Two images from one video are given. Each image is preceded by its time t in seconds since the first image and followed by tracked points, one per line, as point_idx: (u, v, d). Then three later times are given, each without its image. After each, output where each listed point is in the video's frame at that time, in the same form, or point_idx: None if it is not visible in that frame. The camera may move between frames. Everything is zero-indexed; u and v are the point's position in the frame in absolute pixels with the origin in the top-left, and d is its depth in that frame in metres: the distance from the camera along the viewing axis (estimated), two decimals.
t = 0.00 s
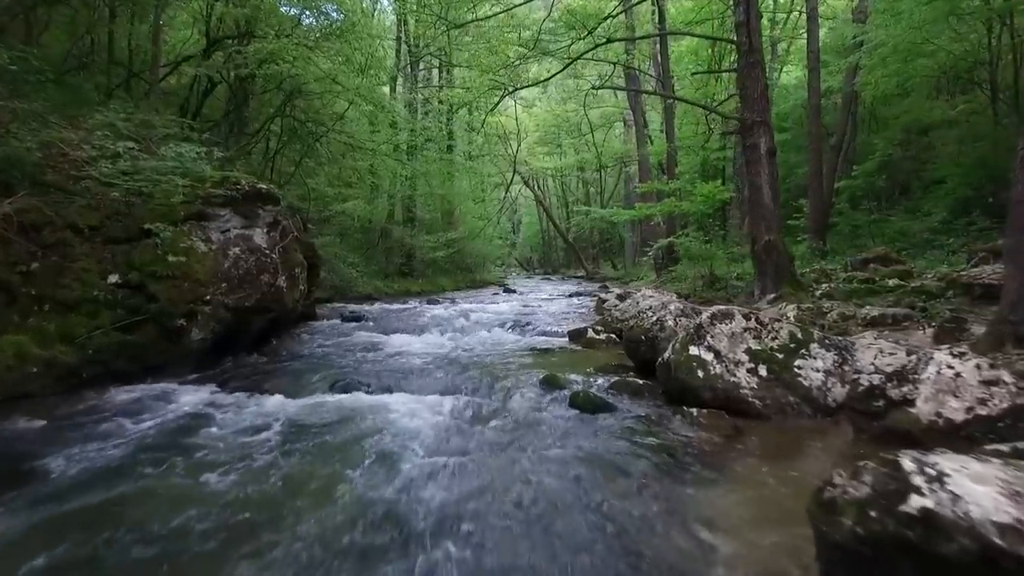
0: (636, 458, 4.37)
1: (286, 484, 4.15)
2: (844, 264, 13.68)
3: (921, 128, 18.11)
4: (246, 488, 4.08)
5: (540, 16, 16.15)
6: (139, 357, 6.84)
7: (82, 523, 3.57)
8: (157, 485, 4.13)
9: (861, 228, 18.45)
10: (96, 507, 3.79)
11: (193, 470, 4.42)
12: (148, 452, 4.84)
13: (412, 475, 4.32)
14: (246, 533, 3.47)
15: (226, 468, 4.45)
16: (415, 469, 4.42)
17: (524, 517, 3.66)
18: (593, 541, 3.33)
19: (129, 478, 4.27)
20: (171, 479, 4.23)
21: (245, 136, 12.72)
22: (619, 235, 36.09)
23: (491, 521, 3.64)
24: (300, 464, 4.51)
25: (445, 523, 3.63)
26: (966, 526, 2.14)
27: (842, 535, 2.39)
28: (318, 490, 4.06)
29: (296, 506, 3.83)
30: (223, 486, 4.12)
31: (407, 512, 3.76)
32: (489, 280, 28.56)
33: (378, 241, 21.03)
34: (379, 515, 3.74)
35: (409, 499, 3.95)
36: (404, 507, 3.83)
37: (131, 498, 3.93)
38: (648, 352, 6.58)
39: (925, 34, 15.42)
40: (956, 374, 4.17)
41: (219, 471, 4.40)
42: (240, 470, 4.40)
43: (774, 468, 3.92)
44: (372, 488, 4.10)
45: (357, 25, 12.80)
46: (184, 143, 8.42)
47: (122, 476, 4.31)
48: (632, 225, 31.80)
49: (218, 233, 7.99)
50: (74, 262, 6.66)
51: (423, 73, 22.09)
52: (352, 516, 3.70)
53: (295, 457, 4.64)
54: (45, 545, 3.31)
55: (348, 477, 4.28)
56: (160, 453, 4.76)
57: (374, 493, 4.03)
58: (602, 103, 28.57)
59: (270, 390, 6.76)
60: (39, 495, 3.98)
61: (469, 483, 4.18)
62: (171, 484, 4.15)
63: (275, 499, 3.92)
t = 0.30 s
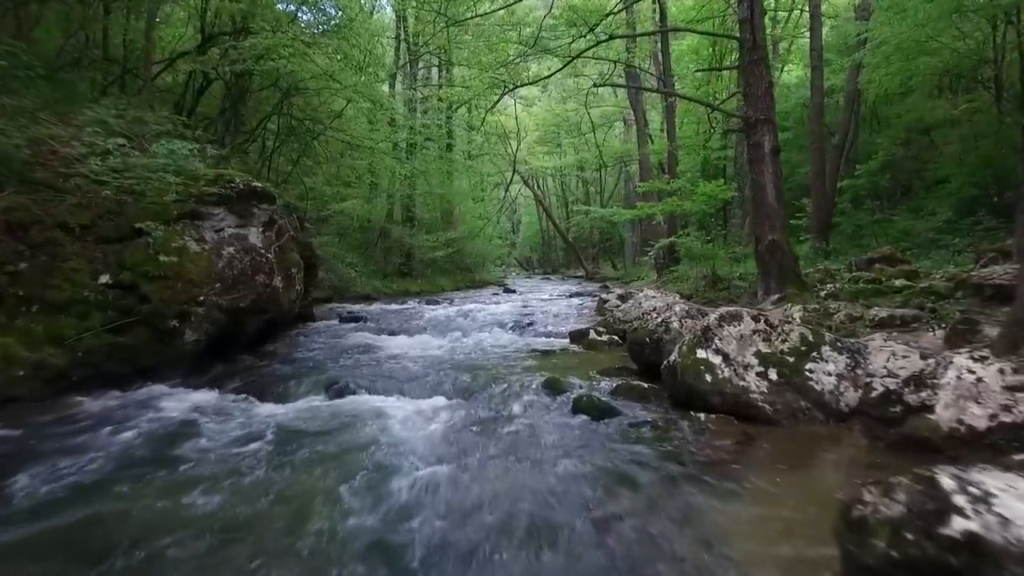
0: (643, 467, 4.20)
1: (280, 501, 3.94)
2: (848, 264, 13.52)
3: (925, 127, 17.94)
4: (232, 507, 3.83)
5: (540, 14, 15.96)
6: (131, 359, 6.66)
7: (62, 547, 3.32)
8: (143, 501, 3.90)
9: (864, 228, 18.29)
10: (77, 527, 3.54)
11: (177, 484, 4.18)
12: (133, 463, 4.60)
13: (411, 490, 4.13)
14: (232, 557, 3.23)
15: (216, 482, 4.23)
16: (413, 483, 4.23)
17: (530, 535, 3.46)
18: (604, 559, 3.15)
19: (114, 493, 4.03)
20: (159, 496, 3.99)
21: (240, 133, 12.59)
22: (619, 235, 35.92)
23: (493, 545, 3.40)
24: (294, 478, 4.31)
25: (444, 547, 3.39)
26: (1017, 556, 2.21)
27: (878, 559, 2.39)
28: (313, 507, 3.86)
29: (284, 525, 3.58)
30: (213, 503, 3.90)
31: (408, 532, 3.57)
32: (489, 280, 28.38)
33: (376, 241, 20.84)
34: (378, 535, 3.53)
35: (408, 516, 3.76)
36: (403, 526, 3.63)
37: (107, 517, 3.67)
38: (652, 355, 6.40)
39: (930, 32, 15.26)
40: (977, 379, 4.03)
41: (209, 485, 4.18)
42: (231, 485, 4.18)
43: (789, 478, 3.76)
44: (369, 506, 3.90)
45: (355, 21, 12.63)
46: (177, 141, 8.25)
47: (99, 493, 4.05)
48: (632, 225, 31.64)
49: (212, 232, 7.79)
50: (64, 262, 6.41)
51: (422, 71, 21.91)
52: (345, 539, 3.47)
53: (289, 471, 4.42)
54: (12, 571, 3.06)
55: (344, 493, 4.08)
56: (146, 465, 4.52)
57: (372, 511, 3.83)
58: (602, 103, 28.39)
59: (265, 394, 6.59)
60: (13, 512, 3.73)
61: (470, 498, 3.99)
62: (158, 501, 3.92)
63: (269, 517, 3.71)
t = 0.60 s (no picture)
0: (651, 474, 4.04)
1: (272, 511, 3.73)
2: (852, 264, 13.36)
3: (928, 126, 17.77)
4: (218, 520, 3.61)
5: (541, 11, 15.78)
6: (122, 361, 6.48)
7: (41, 567, 3.08)
8: (124, 513, 3.67)
9: (867, 227, 18.14)
10: (59, 544, 3.30)
11: (160, 495, 3.95)
12: (119, 472, 4.38)
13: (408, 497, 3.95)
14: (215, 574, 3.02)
15: (205, 492, 4.02)
16: (412, 490, 4.04)
17: (536, 546, 3.28)
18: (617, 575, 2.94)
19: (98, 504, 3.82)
20: (145, 507, 3.77)
21: (237, 130, 12.42)
22: (619, 234, 35.76)
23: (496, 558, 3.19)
24: (287, 486, 4.11)
25: (444, 562, 3.18)
26: None
27: None
28: (307, 516, 3.66)
29: (273, 540, 3.37)
30: (200, 515, 3.68)
31: (407, 542, 3.39)
32: (488, 280, 28.20)
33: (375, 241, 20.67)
34: (377, 546, 3.34)
35: (405, 526, 3.57)
36: (403, 537, 3.44)
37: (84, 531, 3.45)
38: (657, 357, 6.24)
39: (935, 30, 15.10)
40: (999, 384, 3.94)
41: (199, 495, 3.97)
42: (222, 494, 3.98)
43: (803, 487, 3.60)
44: (366, 514, 3.71)
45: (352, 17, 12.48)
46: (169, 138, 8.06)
47: (78, 504, 3.82)
48: (632, 225, 31.48)
49: (206, 231, 7.61)
50: (53, 262, 6.15)
51: (421, 70, 21.73)
52: (337, 554, 3.25)
53: (282, 478, 4.23)
54: None
55: (340, 501, 3.88)
56: (132, 474, 4.30)
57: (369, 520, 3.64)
58: (602, 102, 28.20)
59: (260, 397, 6.43)
60: None
61: (471, 506, 3.81)
62: (145, 513, 3.70)
63: (259, 530, 3.49)
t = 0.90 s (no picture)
0: (660, 484, 3.88)
1: (267, 526, 3.53)
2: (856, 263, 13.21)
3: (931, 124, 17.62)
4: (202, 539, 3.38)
5: (541, 8, 15.62)
6: (113, 364, 6.31)
7: None
8: (101, 532, 3.45)
9: (869, 226, 18.00)
10: (36, 568, 3.08)
11: (143, 511, 3.73)
12: (101, 485, 4.17)
13: (407, 507, 3.78)
14: None
15: (195, 504, 3.83)
16: (410, 501, 3.85)
17: (542, 566, 3.08)
18: None
19: (79, 520, 3.61)
20: (131, 523, 3.57)
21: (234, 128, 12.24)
22: (619, 234, 35.60)
23: None
24: (282, 498, 3.92)
25: None
26: None
27: None
28: (300, 531, 3.49)
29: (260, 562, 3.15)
30: (183, 533, 3.45)
31: (406, 558, 3.21)
32: (487, 280, 28.02)
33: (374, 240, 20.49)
34: (378, 564, 3.15)
35: (401, 543, 3.35)
36: (403, 552, 3.26)
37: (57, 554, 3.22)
38: (662, 360, 6.08)
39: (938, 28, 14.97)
40: None
41: (189, 508, 3.78)
42: (213, 506, 3.78)
43: (819, 498, 3.46)
44: (364, 527, 3.53)
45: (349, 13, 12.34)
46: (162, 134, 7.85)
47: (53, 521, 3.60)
48: (633, 224, 31.33)
49: (199, 230, 7.43)
50: (41, 261, 6.02)
51: (420, 68, 21.58)
52: None
53: (275, 489, 4.04)
54: None
55: (336, 513, 3.70)
56: (117, 485, 4.11)
57: (368, 533, 3.46)
58: (603, 101, 28.04)
59: (255, 401, 6.26)
60: None
61: (473, 516, 3.64)
62: (129, 528, 3.51)
63: (245, 550, 3.26)
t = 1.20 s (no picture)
0: (669, 493, 3.72)
1: (259, 534, 3.36)
2: (860, 263, 13.05)
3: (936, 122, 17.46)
4: (185, 552, 3.17)
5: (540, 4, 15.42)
6: (104, 366, 6.15)
7: None
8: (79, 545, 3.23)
9: (872, 226, 17.83)
10: None
11: (124, 522, 3.52)
12: (82, 493, 3.96)
13: (407, 517, 3.61)
14: None
15: (184, 512, 3.66)
16: (408, 513, 3.65)
17: None
18: None
19: (61, 529, 3.42)
20: (116, 532, 3.40)
21: (231, 126, 12.07)
22: (619, 234, 35.43)
23: None
24: (273, 507, 3.73)
25: None
26: None
27: None
28: (291, 543, 3.28)
29: None
30: (167, 545, 3.24)
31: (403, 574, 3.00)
32: (487, 280, 27.85)
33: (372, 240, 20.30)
34: None
35: (399, 558, 3.14)
36: (402, 561, 3.10)
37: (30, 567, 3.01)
38: (667, 362, 5.92)
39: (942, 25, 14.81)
40: None
41: (177, 516, 3.60)
42: (203, 514, 3.61)
43: (838, 509, 3.30)
44: (362, 536, 3.37)
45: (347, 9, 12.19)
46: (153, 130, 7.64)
47: (27, 532, 3.38)
48: (633, 224, 31.20)
49: (193, 229, 7.26)
50: (29, 260, 5.84)
51: (419, 66, 21.40)
52: None
53: (268, 496, 3.87)
54: None
55: (332, 522, 3.53)
56: (101, 494, 3.91)
57: (366, 543, 3.29)
58: (603, 100, 27.87)
59: (249, 404, 6.10)
60: None
61: (474, 529, 3.45)
62: (109, 540, 3.31)
63: (231, 563, 3.05)
